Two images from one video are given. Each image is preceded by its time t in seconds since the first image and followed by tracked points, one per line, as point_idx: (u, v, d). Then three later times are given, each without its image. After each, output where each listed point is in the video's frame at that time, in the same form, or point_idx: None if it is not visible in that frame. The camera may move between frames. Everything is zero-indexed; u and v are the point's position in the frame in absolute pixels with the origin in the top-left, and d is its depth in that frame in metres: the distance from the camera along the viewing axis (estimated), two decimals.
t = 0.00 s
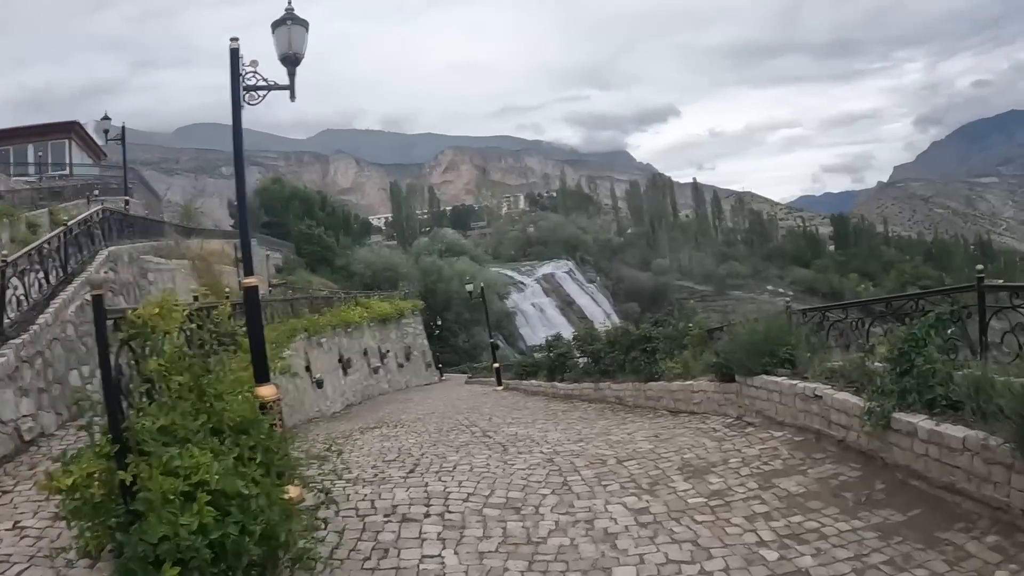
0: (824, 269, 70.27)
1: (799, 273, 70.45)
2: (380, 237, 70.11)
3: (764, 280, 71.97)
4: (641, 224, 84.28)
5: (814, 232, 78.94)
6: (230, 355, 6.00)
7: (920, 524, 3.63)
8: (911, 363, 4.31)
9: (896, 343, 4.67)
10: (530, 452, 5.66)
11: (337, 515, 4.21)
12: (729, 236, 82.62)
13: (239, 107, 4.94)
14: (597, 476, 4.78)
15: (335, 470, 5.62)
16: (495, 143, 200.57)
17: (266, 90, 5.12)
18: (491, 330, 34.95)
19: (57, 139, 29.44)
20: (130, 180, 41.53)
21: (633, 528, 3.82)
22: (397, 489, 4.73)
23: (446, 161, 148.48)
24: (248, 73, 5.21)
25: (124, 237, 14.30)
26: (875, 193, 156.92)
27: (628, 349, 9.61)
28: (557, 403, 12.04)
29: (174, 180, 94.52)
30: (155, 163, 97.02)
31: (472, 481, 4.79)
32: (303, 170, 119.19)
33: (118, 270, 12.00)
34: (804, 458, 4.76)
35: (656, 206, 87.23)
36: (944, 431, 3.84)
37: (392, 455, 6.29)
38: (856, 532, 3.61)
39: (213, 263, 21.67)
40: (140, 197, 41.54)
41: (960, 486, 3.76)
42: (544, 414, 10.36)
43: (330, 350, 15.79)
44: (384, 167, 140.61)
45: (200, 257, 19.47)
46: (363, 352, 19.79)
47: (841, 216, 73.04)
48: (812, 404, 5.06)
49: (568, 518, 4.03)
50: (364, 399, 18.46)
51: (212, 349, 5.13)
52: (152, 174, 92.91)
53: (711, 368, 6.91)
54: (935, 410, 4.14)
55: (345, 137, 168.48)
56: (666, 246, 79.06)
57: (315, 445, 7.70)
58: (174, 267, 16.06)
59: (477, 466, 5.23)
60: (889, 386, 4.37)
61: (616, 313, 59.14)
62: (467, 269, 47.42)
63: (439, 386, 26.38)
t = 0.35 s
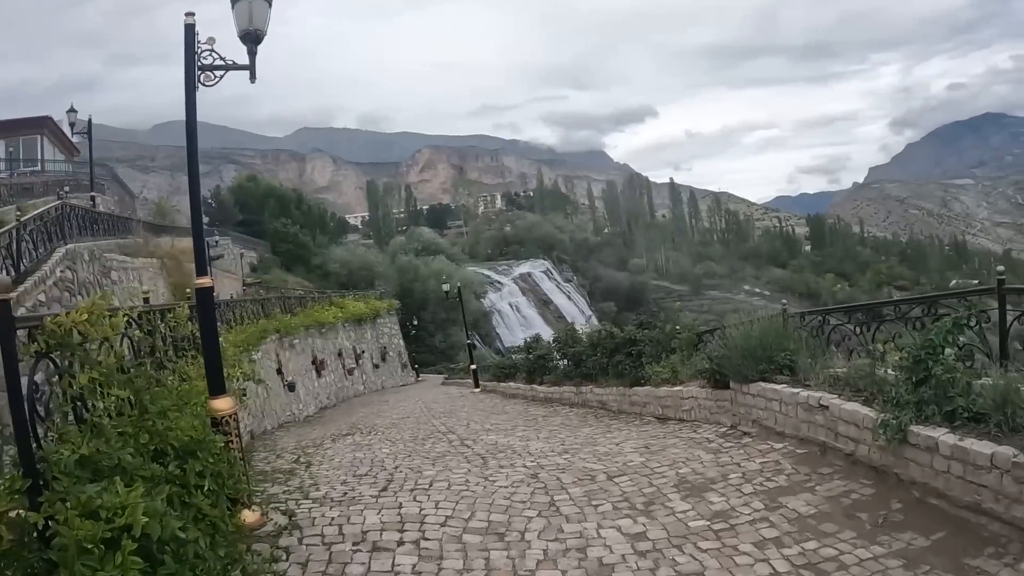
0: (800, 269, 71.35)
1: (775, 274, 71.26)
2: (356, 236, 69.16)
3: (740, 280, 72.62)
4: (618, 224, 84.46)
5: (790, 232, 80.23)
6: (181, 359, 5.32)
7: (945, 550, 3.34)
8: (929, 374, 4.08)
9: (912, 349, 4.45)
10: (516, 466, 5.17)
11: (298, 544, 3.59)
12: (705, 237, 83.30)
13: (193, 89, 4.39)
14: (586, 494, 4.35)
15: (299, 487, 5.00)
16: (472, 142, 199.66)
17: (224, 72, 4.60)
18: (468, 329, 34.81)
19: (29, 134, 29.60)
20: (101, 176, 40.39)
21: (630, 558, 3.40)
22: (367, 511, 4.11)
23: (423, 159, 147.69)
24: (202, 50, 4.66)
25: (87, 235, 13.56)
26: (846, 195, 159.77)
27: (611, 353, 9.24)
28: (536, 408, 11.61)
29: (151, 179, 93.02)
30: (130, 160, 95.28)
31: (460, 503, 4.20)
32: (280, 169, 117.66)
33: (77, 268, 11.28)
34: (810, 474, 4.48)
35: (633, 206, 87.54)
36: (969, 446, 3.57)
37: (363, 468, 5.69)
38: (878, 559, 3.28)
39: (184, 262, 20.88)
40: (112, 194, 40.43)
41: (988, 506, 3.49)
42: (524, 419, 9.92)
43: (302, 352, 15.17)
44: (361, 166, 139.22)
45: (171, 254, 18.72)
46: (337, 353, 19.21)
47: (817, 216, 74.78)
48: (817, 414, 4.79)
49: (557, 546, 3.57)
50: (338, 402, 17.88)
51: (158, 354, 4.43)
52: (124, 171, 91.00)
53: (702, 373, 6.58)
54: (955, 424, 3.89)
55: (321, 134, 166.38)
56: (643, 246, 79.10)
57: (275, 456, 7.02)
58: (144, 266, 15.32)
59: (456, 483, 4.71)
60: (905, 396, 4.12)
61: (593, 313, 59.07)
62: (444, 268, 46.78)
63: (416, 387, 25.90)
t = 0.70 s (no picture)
0: (782, 269, 71.79)
1: (759, 273, 71.57)
2: (339, 234, 68.27)
3: (724, 280, 72.89)
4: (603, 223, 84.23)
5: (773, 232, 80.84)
6: (144, 363, 4.81)
7: None
8: (969, 380, 3.81)
9: (949, 355, 4.17)
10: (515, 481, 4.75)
11: None
12: (689, 237, 83.51)
13: (155, 61, 3.82)
14: (593, 514, 3.94)
15: (275, 506, 4.51)
16: (455, 141, 198.71)
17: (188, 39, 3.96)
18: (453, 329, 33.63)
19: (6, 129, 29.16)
20: (79, 172, 39.41)
21: None
22: (349, 539, 3.63)
23: (406, 158, 146.75)
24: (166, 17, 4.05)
25: (58, 229, 12.85)
26: (827, 196, 161.41)
27: (604, 354, 8.85)
28: (524, 411, 11.20)
29: (134, 176, 91.79)
30: (113, 157, 93.89)
31: (455, 528, 3.75)
32: (263, 167, 116.39)
33: (42, 264, 10.62)
34: (838, 490, 4.19)
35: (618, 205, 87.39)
36: (1022, 462, 3.27)
37: (345, 483, 5.20)
38: None
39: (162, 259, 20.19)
40: (91, 190, 39.54)
41: None
42: (513, 423, 9.51)
43: (283, 352, 14.58)
44: (344, 164, 137.96)
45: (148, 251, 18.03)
46: (319, 353, 18.67)
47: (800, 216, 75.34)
48: (843, 424, 4.52)
49: None
50: (320, 403, 17.35)
51: (113, 360, 3.90)
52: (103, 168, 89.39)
53: (706, 377, 6.27)
54: (1000, 437, 3.60)
55: (303, 131, 164.50)
56: (627, 246, 78.87)
57: (247, 466, 6.50)
58: (121, 262, 14.65)
59: (448, 502, 4.25)
60: (945, 406, 3.81)
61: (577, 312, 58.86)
62: (428, 266, 46.05)
63: (399, 388, 25.38)
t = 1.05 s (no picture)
0: (778, 268, 71.72)
1: (754, 273, 71.42)
2: (333, 233, 67.80)
3: (719, 280, 72.78)
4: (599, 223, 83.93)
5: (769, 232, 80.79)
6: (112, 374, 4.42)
7: None
8: (1015, 393, 3.51)
9: (988, 368, 3.90)
10: (518, 499, 4.40)
11: None
12: (684, 236, 83.30)
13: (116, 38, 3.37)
14: (604, 540, 3.60)
15: (254, 528, 4.15)
16: (450, 140, 198.09)
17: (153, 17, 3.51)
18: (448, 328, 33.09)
19: None
20: (71, 170, 38.89)
21: None
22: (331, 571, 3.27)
23: (401, 157, 146.24)
24: None
25: (38, 227, 12.38)
26: (822, 196, 161.68)
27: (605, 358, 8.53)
28: (521, 416, 10.82)
29: (129, 175, 91.21)
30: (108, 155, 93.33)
31: (452, 558, 3.38)
32: (258, 166, 115.81)
33: (18, 264, 10.15)
34: (869, 511, 3.91)
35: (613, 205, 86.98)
36: None
37: (333, 500, 4.83)
38: None
39: (152, 259, 19.68)
40: (83, 189, 39.05)
41: None
42: (509, 430, 9.14)
43: (273, 354, 14.08)
44: (339, 163, 137.31)
45: (136, 251, 17.54)
46: (312, 355, 18.25)
47: (795, 216, 75.18)
48: (871, 439, 4.29)
49: None
50: (312, 406, 16.90)
51: (76, 370, 3.54)
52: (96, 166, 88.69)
53: (718, 384, 6.00)
54: None
55: (297, 130, 163.60)
56: (622, 246, 78.55)
57: (230, 479, 6.11)
58: (106, 261, 14.11)
59: (444, 525, 3.88)
60: (986, 422, 3.51)
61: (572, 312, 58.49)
62: (423, 265, 45.49)
63: (393, 389, 24.99)
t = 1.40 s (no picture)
0: (773, 270, 71.70)
1: (749, 275, 71.38)
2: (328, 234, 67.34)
3: (714, 282, 72.70)
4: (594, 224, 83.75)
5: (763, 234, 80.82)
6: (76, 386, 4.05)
7: None
8: None
9: None
10: (524, 521, 4.07)
11: None
12: (679, 238, 83.18)
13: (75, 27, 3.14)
14: (619, 569, 3.26)
15: (232, 554, 3.80)
16: (444, 141, 197.63)
17: None
18: (443, 330, 32.65)
19: None
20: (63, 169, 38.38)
21: None
22: None
23: (396, 158, 145.80)
24: None
25: (20, 225, 11.91)
26: (816, 198, 162.04)
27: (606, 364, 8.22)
28: (519, 423, 10.48)
29: (123, 175, 90.54)
30: (100, 155, 92.61)
31: None
32: (251, 166, 115.19)
33: None
34: (908, 536, 3.65)
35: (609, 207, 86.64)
36: None
37: (321, 520, 4.47)
38: None
39: (141, 258, 19.24)
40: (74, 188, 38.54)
41: None
42: (507, 439, 8.78)
43: (264, 357, 13.62)
44: (333, 163, 136.66)
45: (124, 250, 17.10)
46: (304, 357, 17.85)
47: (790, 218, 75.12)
48: (907, 456, 4.04)
49: None
50: (304, 411, 16.47)
51: (34, 384, 3.19)
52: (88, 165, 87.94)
53: (733, 394, 5.76)
54: None
55: (291, 130, 162.75)
56: (617, 248, 78.29)
57: (213, 494, 5.74)
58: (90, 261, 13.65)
59: (443, 554, 3.52)
60: None
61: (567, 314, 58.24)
62: (417, 265, 44.96)
63: (387, 392, 24.59)
